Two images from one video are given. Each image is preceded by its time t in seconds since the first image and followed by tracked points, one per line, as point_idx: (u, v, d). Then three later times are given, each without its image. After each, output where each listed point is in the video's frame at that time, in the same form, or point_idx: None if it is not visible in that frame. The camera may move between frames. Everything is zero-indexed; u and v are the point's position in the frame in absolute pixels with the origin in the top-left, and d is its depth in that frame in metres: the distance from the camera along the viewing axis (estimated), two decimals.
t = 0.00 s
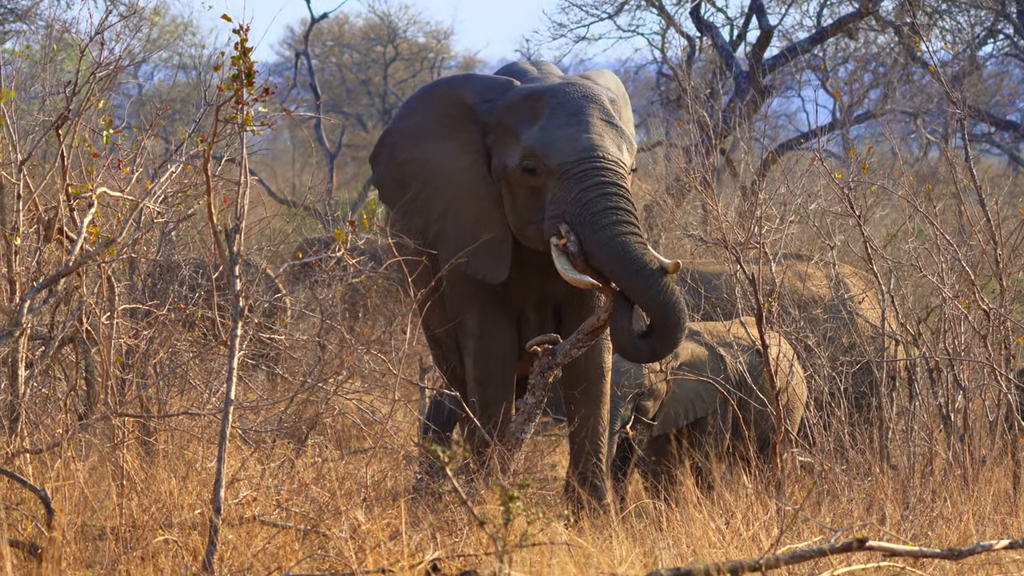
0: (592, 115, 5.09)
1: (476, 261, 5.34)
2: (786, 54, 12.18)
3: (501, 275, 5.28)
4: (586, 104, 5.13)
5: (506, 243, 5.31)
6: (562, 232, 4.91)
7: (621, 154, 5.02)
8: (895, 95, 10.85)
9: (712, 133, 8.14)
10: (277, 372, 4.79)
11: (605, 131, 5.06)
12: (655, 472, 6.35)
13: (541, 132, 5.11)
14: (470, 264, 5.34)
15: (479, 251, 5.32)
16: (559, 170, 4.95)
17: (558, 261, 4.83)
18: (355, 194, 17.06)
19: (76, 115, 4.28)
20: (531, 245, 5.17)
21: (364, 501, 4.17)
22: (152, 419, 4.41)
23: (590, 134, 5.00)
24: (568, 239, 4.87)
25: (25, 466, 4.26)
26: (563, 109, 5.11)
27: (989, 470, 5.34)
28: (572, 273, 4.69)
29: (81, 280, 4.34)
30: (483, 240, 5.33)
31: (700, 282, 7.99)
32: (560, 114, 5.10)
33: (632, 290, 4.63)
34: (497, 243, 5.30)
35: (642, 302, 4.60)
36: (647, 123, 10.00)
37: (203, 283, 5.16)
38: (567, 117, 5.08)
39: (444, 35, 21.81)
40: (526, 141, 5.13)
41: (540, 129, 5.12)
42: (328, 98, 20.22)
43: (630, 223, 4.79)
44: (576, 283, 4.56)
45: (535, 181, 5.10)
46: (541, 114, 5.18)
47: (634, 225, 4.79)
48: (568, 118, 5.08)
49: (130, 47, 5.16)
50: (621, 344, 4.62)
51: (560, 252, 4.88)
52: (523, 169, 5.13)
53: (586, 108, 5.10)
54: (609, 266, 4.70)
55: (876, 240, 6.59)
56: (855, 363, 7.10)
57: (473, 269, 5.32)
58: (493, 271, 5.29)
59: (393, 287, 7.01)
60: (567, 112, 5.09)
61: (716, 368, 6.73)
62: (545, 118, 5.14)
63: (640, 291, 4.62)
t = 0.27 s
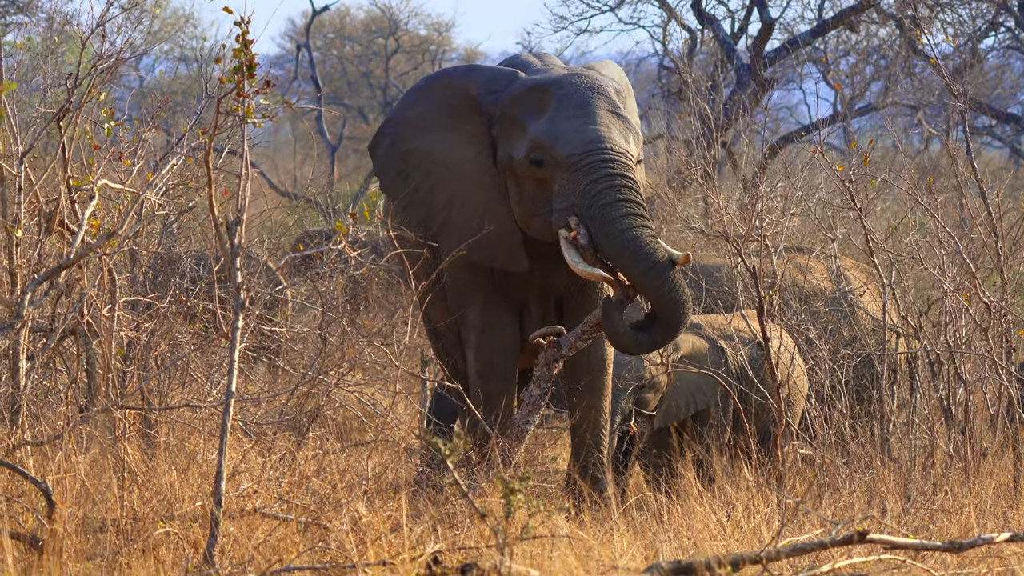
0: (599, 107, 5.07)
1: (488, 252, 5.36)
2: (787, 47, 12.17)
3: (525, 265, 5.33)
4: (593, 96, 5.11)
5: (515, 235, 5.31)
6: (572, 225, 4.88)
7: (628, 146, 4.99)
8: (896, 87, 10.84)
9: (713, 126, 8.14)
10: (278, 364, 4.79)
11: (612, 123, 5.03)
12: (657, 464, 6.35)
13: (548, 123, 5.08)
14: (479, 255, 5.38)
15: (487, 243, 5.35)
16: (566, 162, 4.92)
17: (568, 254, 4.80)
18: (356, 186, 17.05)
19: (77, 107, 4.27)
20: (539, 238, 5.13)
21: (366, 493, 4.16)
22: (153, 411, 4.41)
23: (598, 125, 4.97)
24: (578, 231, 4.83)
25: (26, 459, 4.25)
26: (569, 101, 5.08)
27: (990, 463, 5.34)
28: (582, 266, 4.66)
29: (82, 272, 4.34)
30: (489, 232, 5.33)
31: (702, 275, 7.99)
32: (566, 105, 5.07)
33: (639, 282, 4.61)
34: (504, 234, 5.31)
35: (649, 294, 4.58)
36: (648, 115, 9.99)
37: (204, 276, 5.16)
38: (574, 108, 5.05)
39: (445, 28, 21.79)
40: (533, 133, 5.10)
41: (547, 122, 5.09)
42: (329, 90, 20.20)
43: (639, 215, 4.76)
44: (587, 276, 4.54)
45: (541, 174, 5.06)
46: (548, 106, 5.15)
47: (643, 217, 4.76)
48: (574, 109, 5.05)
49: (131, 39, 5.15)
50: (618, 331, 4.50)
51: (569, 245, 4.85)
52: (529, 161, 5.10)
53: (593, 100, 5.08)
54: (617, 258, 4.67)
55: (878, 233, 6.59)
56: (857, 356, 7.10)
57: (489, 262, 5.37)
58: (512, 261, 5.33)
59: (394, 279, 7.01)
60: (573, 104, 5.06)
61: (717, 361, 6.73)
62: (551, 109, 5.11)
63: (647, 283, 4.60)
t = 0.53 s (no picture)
0: (601, 100, 5.02)
1: (488, 247, 5.33)
2: (788, 42, 12.15)
3: (515, 261, 5.26)
4: (595, 88, 5.06)
5: (517, 230, 5.29)
6: (579, 220, 4.85)
7: (631, 138, 4.95)
8: (897, 82, 10.82)
9: (715, 121, 8.12)
10: (279, 359, 4.79)
11: (615, 115, 4.99)
12: (658, 460, 6.35)
13: (551, 117, 5.04)
14: (479, 250, 5.35)
15: (488, 238, 5.32)
16: (571, 157, 4.88)
17: (575, 249, 4.76)
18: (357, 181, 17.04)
19: (78, 102, 4.26)
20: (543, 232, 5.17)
21: (367, 488, 4.15)
22: (155, 406, 4.41)
23: (601, 118, 4.93)
24: (585, 226, 4.80)
25: (26, 453, 4.24)
26: (572, 94, 5.04)
27: (991, 458, 5.34)
28: (591, 260, 4.61)
29: (83, 267, 4.33)
30: (492, 226, 5.31)
31: (702, 269, 7.98)
32: (569, 99, 5.03)
33: (646, 274, 4.61)
34: (507, 229, 5.30)
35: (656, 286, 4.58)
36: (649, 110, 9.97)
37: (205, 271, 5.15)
38: (576, 102, 5.00)
39: (446, 23, 21.77)
40: (537, 127, 5.07)
41: (550, 116, 5.05)
42: (330, 85, 20.20)
43: (646, 208, 4.73)
44: (596, 270, 4.53)
45: (546, 169, 5.02)
46: (551, 100, 5.10)
47: (650, 209, 4.74)
48: (577, 103, 5.00)
49: (132, 34, 5.13)
50: (623, 327, 4.52)
51: (576, 239, 4.82)
52: (534, 155, 5.07)
53: (595, 92, 5.03)
54: (624, 251, 4.65)
55: (879, 228, 6.58)
56: (857, 351, 7.10)
57: (487, 258, 5.33)
58: (507, 258, 5.28)
59: (395, 274, 7.01)
60: (576, 98, 5.02)
61: (718, 355, 6.72)
62: (554, 103, 5.08)
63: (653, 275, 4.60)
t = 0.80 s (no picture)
0: (602, 91, 5.02)
1: (492, 243, 5.33)
2: (790, 37, 12.14)
3: (528, 253, 5.28)
4: (595, 80, 5.06)
5: (521, 225, 5.30)
6: (586, 213, 4.84)
7: (633, 129, 4.95)
8: (899, 77, 10.81)
9: (716, 116, 8.12)
10: (280, 353, 4.80)
11: (617, 107, 4.99)
12: (659, 455, 6.36)
13: (553, 110, 5.03)
14: (482, 246, 5.34)
15: (494, 233, 5.33)
16: (575, 149, 4.87)
17: (583, 241, 4.73)
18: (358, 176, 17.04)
19: (79, 96, 4.26)
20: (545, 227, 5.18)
21: (368, 483, 4.14)
22: (156, 401, 4.41)
23: (603, 110, 4.93)
24: (593, 219, 4.79)
25: (28, 448, 4.24)
26: (573, 87, 5.03)
27: (992, 453, 5.33)
28: (599, 252, 4.58)
29: (85, 261, 4.33)
30: (497, 222, 5.32)
31: (704, 264, 7.97)
32: (570, 92, 5.03)
33: (652, 265, 4.60)
34: (512, 224, 5.30)
35: (662, 277, 4.57)
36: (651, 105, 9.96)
37: (206, 265, 5.15)
38: (578, 94, 5.00)
39: (448, 18, 21.75)
40: (539, 121, 5.06)
41: (552, 109, 5.04)
42: (332, 80, 20.19)
43: (653, 199, 4.72)
44: (602, 261, 4.51)
45: (550, 162, 5.01)
46: (552, 93, 5.10)
47: (657, 199, 4.73)
48: (579, 95, 5.00)
49: (134, 28, 5.13)
50: (626, 320, 4.53)
51: (583, 232, 4.81)
52: (537, 149, 5.06)
53: (596, 84, 5.03)
54: (631, 242, 4.63)
55: (881, 223, 6.58)
56: (859, 346, 7.10)
57: (492, 253, 5.33)
58: (516, 251, 5.29)
59: (396, 269, 7.02)
60: (577, 90, 5.01)
61: (720, 350, 6.72)
62: (556, 96, 5.07)
63: (659, 264, 4.60)
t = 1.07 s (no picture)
0: (603, 85, 5.02)
1: (494, 239, 5.33)
2: (790, 34, 12.14)
3: (530, 248, 5.28)
4: (596, 74, 5.06)
5: (523, 220, 5.30)
6: (589, 206, 4.83)
7: (634, 122, 4.95)
8: (900, 73, 10.79)
9: (717, 112, 8.12)
10: (281, 350, 4.80)
11: (618, 100, 4.99)
12: (659, 451, 6.36)
13: (554, 104, 5.03)
14: (484, 243, 5.34)
15: (495, 229, 5.32)
16: (576, 143, 4.87)
17: (586, 233, 4.71)
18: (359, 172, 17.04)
19: (80, 92, 4.26)
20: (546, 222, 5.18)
21: (369, 479, 4.10)
22: (157, 397, 4.41)
23: (604, 104, 4.93)
24: (597, 213, 4.79)
25: (29, 443, 4.25)
26: (573, 81, 5.03)
27: (993, 450, 5.33)
28: (604, 244, 4.57)
29: (86, 258, 4.33)
30: (497, 217, 5.31)
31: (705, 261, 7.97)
32: (571, 86, 5.02)
33: (657, 257, 4.65)
34: (513, 219, 5.30)
35: (666, 268, 4.62)
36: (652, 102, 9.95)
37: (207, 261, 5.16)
38: (579, 88, 5.00)
39: (449, 14, 21.74)
40: (540, 115, 5.06)
41: (553, 103, 5.04)
42: (333, 76, 20.19)
43: (656, 190, 4.74)
44: (607, 253, 4.50)
45: (552, 156, 5.01)
46: (553, 87, 5.10)
47: (660, 191, 4.75)
48: (580, 89, 5.00)
49: (135, 24, 5.13)
50: (628, 312, 4.57)
51: (586, 225, 4.79)
52: (538, 143, 5.06)
53: (596, 78, 5.03)
54: (636, 234, 4.66)
55: (881, 219, 6.57)
56: (859, 343, 7.10)
57: (496, 249, 5.32)
58: (518, 245, 5.29)
59: (397, 265, 7.02)
60: (578, 84, 5.01)
61: (720, 347, 6.72)
62: (557, 90, 5.07)
63: (663, 255, 4.64)
